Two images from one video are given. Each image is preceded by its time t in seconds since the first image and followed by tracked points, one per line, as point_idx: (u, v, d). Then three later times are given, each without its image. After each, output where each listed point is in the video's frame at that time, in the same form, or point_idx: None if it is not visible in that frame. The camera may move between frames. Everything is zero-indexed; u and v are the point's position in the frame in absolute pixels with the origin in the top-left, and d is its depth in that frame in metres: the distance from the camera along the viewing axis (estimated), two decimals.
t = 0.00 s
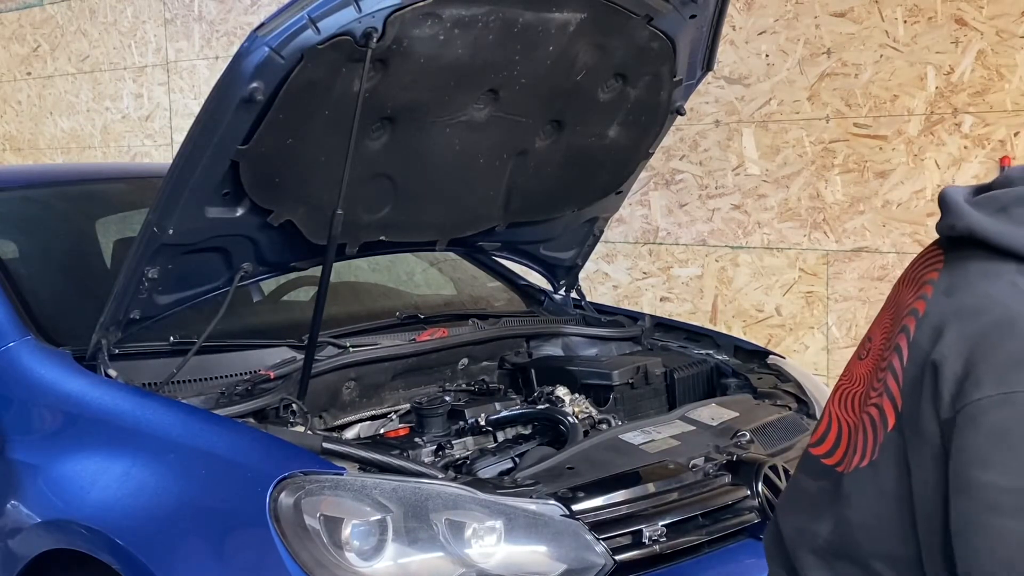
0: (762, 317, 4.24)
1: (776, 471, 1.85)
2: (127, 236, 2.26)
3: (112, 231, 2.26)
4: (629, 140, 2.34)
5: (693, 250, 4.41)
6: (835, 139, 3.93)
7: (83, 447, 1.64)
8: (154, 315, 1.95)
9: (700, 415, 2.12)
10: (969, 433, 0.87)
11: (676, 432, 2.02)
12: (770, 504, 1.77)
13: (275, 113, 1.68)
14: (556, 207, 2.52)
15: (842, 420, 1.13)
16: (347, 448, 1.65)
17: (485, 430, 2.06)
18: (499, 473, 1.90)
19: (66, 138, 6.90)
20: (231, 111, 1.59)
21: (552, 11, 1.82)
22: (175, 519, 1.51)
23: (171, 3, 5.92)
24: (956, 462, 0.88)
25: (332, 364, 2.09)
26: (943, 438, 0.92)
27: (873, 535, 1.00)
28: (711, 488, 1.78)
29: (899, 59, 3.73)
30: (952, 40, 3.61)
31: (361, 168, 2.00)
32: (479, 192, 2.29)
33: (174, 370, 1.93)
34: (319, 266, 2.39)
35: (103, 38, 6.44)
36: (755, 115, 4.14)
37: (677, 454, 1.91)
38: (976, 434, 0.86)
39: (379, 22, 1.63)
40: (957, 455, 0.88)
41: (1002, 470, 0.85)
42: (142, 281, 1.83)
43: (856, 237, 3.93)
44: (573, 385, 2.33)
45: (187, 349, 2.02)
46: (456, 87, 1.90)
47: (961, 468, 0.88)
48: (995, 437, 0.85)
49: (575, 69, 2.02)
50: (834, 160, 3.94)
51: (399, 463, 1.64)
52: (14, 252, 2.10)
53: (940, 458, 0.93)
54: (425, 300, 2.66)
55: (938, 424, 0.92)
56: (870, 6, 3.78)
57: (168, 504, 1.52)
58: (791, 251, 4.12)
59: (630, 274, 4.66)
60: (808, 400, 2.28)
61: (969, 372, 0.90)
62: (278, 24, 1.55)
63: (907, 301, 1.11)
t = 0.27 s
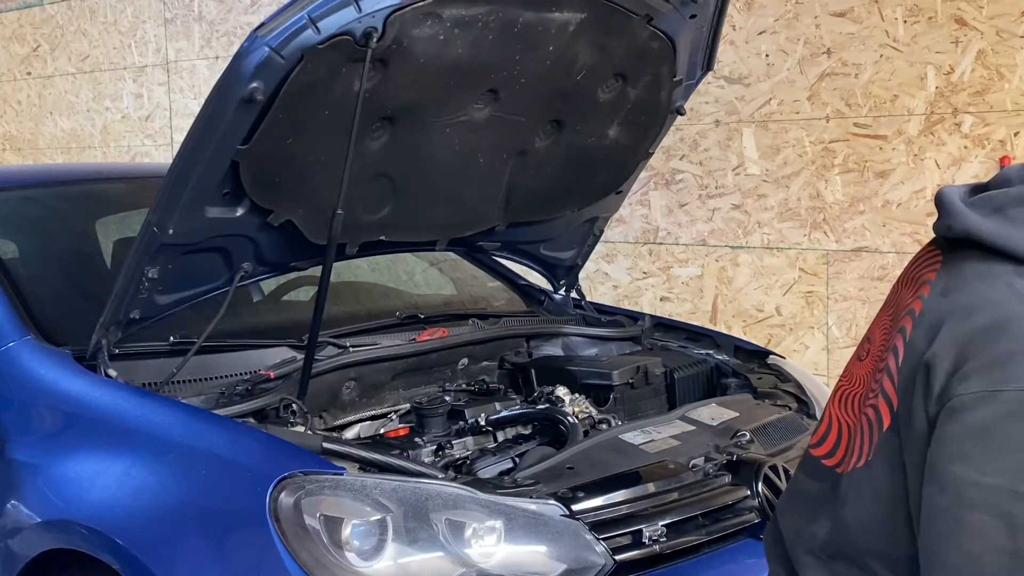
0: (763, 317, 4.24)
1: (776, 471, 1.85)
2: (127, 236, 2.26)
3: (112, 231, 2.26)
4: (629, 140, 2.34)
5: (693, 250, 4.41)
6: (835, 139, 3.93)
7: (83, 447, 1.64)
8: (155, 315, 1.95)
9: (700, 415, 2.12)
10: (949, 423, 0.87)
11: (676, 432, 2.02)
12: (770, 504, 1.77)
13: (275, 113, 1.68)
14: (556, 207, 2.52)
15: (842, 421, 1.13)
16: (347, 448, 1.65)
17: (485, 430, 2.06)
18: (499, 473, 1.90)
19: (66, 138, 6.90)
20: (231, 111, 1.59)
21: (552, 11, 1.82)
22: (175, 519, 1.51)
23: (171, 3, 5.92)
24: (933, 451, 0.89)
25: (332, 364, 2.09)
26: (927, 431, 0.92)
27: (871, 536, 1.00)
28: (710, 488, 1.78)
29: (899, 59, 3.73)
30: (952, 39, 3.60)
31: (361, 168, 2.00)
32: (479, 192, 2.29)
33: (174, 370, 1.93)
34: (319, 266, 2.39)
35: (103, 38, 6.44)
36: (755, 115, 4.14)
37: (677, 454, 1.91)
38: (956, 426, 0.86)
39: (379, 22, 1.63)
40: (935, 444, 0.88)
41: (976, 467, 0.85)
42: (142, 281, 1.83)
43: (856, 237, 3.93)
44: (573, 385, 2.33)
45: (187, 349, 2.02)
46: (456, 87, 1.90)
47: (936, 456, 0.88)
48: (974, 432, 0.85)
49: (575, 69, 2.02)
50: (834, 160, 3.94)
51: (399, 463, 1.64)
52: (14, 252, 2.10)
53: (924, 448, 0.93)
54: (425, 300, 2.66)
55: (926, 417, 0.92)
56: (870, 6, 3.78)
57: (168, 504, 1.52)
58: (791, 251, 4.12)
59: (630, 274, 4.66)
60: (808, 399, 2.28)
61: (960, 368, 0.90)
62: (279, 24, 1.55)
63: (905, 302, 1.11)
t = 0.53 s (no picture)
0: (763, 317, 4.24)
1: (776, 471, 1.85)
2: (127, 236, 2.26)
3: (112, 231, 2.26)
4: (629, 140, 2.34)
5: (693, 250, 4.41)
6: (835, 139, 3.93)
7: (83, 446, 1.64)
8: (154, 315, 1.95)
9: (700, 415, 2.12)
10: (951, 431, 0.87)
11: (676, 432, 2.02)
12: (770, 504, 1.77)
13: (275, 113, 1.68)
14: (556, 207, 2.52)
15: (846, 423, 1.13)
16: (347, 448, 1.65)
17: (485, 430, 2.06)
18: (499, 473, 1.90)
19: (66, 138, 6.90)
20: (231, 111, 1.59)
21: (552, 11, 1.82)
22: (176, 519, 1.51)
23: (171, 3, 5.92)
24: (934, 462, 0.89)
25: (332, 364, 2.09)
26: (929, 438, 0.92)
27: (871, 536, 1.00)
28: (711, 488, 1.78)
29: (899, 59, 3.73)
30: (952, 39, 3.60)
31: (361, 168, 2.00)
32: (480, 191, 2.29)
33: (174, 370, 1.93)
34: (319, 266, 2.39)
35: (103, 38, 6.44)
36: (755, 115, 4.14)
37: (677, 454, 1.91)
38: (958, 435, 0.87)
39: (379, 22, 1.63)
40: (937, 455, 0.89)
41: (977, 475, 0.85)
42: (142, 281, 1.83)
43: (856, 237, 3.93)
44: (574, 385, 2.33)
45: (187, 349, 2.02)
46: (456, 87, 1.90)
47: (937, 467, 0.88)
48: (976, 439, 0.85)
49: (576, 69, 2.02)
50: (834, 160, 3.94)
51: (399, 462, 1.64)
52: (14, 252, 2.10)
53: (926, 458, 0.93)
54: (425, 300, 2.65)
55: (928, 424, 0.93)
56: (870, 6, 3.78)
57: (168, 504, 1.52)
58: (791, 251, 4.12)
59: (630, 274, 4.66)
60: (808, 399, 2.28)
61: (962, 374, 0.90)
62: (279, 24, 1.55)
63: (908, 304, 1.11)
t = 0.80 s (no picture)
0: (762, 317, 4.24)
1: (776, 471, 1.85)
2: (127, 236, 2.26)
3: (111, 231, 2.26)
4: (629, 140, 2.34)
5: (693, 250, 4.41)
6: (835, 139, 3.93)
7: (82, 447, 1.64)
8: (154, 315, 1.95)
9: (700, 414, 2.12)
10: (956, 424, 0.88)
11: (676, 432, 2.02)
12: (770, 504, 1.77)
13: (275, 113, 1.68)
14: (556, 207, 2.52)
15: (849, 425, 1.13)
16: (347, 448, 1.65)
17: (485, 430, 2.05)
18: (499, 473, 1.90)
19: (66, 138, 6.90)
20: (231, 111, 1.59)
21: (552, 11, 1.82)
22: (176, 519, 1.51)
23: (171, 3, 5.92)
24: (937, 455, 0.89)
25: (333, 364, 2.09)
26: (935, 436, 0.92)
27: (871, 537, 1.00)
28: (711, 488, 1.78)
29: (899, 59, 3.73)
30: (952, 39, 3.60)
31: (361, 168, 2.00)
32: (480, 191, 2.29)
33: (174, 370, 1.93)
34: (319, 266, 2.39)
35: (103, 38, 6.44)
36: (755, 115, 4.14)
37: (676, 454, 1.91)
38: (962, 429, 0.87)
39: (379, 22, 1.63)
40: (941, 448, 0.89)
41: (980, 467, 0.85)
42: (142, 281, 1.83)
43: (856, 237, 3.93)
44: (574, 385, 2.33)
45: (187, 349, 2.02)
46: (456, 87, 1.90)
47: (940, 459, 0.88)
48: (981, 433, 0.85)
49: (575, 69, 2.02)
50: (834, 160, 3.94)
51: (399, 462, 1.64)
52: (14, 252, 2.10)
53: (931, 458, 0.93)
54: (425, 300, 2.65)
55: (934, 423, 0.93)
56: (870, 6, 3.78)
57: (168, 504, 1.52)
58: (791, 251, 4.12)
59: (630, 274, 4.66)
60: (808, 399, 2.28)
61: (967, 373, 0.90)
62: (278, 24, 1.55)
63: (909, 305, 1.11)
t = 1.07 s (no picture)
0: (763, 317, 4.24)
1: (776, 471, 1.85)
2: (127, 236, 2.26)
3: (111, 231, 2.26)
4: (629, 140, 2.34)
5: (693, 250, 4.41)
6: (835, 139, 3.93)
7: (83, 447, 1.64)
8: (154, 315, 1.95)
9: (700, 415, 2.12)
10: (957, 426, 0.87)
11: (676, 432, 2.02)
12: (770, 504, 1.77)
13: (275, 113, 1.68)
14: (556, 207, 2.52)
15: (835, 424, 1.13)
16: (347, 448, 1.65)
17: (485, 430, 2.05)
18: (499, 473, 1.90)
19: (66, 138, 6.90)
20: (231, 111, 1.59)
21: (552, 11, 1.82)
22: (176, 519, 1.51)
23: (171, 3, 5.92)
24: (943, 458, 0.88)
25: (332, 364, 2.09)
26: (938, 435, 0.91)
27: (867, 537, 1.00)
28: (711, 488, 1.78)
29: (899, 59, 3.73)
30: (952, 39, 3.60)
31: (361, 168, 2.00)
32: (480, 191, 2.29)
33: (174, 370, 1.93)
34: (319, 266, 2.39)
35: (103, 38, 6.44)
36: (755, 115, 4.14)
37: (677, 454, 1.91)
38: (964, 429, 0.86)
39: (379, 22, 1.63)
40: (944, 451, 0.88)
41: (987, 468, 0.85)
42: (142, 281, 1.83)
43: (856, 237, 3.93)
44: (574, 385, 2.33)
45: (187, 349, 2.02)
46: (456, 87, 1.90)
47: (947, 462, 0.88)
48: (982, 433, 0.85)
49: (575, 69, 2.02)
50: (834, 160, 3.94)
51: (399, 462, 1.64)
52: (14, 252, 2.10)
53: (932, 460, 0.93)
54: (425, 300, 2.65)
55: (929, 425, 0.93)
56: (870, 6, 3.78)
57: (168, 504, 1.52)
58: (791, 251, 4.12)
59: (630, 274, 4.66)
60: (808, 399, 2.28)
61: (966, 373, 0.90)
62: (279, 24, 1.55)
63: (896, 303, 1.11)
